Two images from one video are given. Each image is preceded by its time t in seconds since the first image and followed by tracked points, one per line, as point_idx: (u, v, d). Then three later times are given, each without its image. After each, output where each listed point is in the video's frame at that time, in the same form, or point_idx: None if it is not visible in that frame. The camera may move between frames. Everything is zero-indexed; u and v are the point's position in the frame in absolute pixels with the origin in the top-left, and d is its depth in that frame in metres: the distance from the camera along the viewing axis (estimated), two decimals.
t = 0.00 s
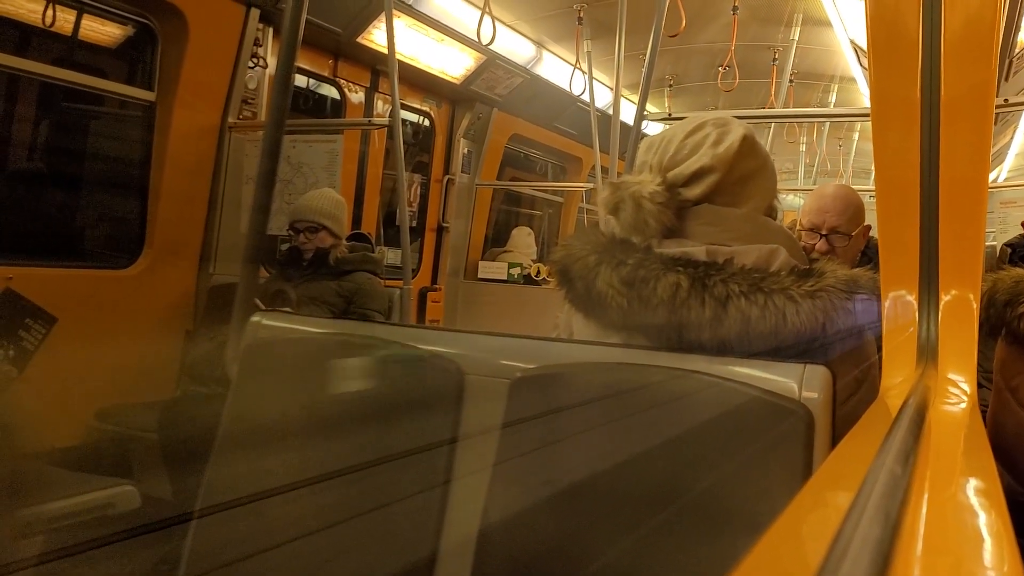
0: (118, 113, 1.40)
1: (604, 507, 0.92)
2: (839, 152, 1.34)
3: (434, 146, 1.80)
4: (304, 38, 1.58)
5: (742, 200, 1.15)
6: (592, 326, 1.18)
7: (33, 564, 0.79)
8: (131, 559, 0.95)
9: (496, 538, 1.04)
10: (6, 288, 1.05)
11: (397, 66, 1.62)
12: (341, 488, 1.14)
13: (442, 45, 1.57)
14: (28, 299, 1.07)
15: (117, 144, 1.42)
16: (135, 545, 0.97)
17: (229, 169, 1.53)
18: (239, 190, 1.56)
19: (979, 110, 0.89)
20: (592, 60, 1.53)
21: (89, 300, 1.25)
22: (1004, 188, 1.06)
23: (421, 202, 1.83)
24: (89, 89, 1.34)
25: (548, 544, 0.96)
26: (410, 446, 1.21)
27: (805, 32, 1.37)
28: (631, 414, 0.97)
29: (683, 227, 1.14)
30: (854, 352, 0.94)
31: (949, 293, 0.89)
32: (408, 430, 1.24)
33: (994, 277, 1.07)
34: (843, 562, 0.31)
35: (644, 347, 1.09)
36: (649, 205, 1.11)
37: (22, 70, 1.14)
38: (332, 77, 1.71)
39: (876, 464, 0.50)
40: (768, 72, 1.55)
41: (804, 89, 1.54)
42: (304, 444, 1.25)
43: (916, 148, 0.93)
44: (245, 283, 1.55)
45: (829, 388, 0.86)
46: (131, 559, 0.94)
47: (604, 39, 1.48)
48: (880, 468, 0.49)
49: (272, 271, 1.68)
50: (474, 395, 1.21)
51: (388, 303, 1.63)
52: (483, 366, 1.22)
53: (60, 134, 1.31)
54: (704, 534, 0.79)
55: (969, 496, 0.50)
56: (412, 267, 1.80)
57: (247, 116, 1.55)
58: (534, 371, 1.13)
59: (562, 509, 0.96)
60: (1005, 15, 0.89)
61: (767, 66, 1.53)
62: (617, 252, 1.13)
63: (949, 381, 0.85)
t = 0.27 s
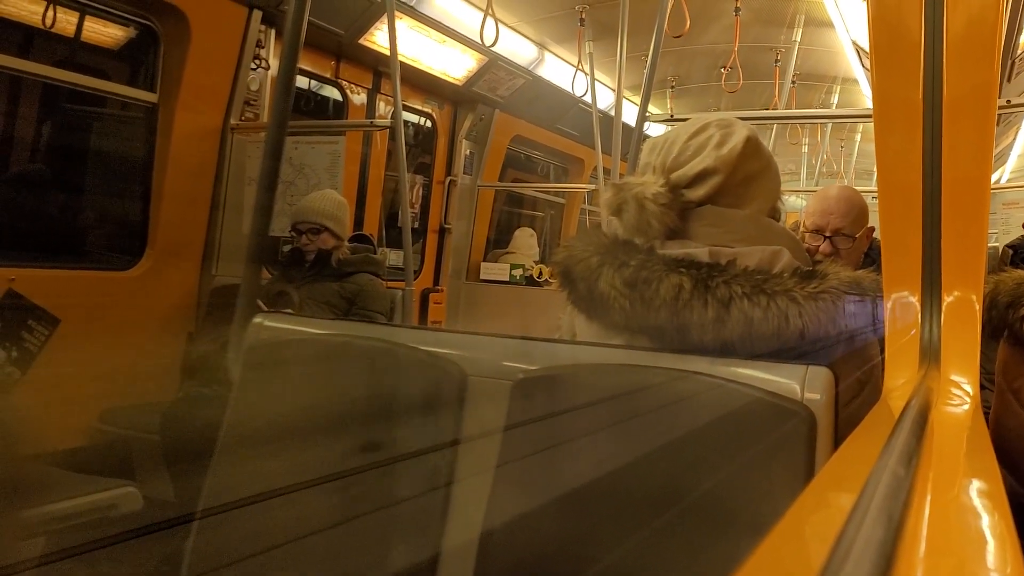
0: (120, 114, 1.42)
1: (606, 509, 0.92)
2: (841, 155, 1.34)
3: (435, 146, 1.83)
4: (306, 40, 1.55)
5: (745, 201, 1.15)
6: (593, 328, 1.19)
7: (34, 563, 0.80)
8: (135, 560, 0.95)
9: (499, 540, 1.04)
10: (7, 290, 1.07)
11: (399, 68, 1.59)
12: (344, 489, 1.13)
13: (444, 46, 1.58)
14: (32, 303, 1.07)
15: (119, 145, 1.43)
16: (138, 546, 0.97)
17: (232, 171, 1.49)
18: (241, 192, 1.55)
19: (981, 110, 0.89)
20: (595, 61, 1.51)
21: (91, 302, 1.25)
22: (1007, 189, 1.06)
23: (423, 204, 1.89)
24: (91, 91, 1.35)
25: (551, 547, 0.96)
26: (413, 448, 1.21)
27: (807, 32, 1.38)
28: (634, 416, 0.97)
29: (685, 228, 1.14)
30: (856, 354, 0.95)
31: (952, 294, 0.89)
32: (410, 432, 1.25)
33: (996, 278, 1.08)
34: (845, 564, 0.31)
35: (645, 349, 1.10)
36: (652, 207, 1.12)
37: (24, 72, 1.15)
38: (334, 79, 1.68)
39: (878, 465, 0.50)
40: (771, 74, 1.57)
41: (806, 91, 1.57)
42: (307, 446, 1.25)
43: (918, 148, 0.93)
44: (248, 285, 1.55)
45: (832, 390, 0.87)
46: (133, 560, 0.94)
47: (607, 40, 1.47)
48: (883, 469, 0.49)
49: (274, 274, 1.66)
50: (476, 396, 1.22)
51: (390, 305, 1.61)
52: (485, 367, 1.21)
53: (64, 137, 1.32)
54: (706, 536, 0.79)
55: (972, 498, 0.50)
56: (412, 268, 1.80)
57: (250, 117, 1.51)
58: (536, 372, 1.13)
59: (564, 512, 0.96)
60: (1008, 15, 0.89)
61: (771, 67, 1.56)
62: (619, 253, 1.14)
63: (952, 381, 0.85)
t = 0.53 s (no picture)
0: (122, 115, 1.42)
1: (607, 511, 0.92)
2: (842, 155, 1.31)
3: (438, 148, 1.82)
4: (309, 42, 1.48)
5: (745, 202, 1.16)
6: (594, 329, 1.19)
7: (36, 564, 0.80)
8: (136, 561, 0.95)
9: (499, 543, 1.03)
10: (9, 293, 1.06)
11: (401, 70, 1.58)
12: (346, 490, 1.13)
13: (446, 47, 1.58)
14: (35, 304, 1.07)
15: (122, 145, 1.44)
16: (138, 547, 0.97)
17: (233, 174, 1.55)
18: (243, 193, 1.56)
19: (984, 112, 0.88)
20: (597, 62, 1.48)
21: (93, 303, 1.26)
22: (1010, 191, 1.06)
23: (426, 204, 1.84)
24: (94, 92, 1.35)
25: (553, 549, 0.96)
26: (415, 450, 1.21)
27: (809, 35, 1.39)
28: (633, 418, 0.97)
29: (685, 229, 1.15)
30: (857, 355, 0.93)
31: (954, 296, 0.89)
32: (412, 434, 1.25)
33: (1000, 279, 1.08)
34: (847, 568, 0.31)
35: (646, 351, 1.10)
36: (653, 208, 1.13)
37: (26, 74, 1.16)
38: (336, 80, 1.63)
39: (880, 467, 0.50)
40: (773, 75, 1.58)
41: (807, 92, 1.54)
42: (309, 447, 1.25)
43: (921, 151, 0.93)
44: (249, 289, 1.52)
45: (834, 392, 0.86)
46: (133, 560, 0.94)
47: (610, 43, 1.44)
48: (885, 472, 0.49)
49: (276, 274, 1.63)
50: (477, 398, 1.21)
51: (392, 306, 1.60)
52: (491, 369, 1.20)
53: (66, 138, 1.30)
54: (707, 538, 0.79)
55: (975, 500, 0.50)
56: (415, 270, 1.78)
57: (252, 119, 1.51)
58: (538, 373, 1.13)
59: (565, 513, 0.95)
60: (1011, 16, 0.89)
61: (774, 69, 1.57)
62: (620, 255, 1.13)
63: (955, 383, 0.85)
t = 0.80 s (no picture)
0: (124, 117, 1.43)
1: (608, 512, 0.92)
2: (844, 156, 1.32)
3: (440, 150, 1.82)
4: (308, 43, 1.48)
5: (746, 203, 1.16)
6: (595, 330, 1.19)
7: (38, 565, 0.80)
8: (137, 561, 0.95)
9: (500, 544, 1.03)
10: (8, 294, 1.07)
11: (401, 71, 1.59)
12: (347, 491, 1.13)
13: (447, 48, 1.58)
14: (35, 303, 1.07)
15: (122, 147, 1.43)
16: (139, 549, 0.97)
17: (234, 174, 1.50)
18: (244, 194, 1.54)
19: (985, 112, 0.88)
20: (596, 63, 1.47)
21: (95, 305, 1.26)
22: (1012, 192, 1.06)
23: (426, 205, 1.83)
24: (98, 94, 1.35)
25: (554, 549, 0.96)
26: (416, 451, 1.21)
27: (809, 35, 1.38)
28: (635, 419, 0.97)
29: (686, 230, 1.15)
30: (858, 355, 0.92)
31: (955, 296, 0.89)
32: (413, 435, 1.25)
33: (1001, 280, 1.08)
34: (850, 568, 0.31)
35: (647, 352, 1.10)
36: (653, 209, 1.13)
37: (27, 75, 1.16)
38: (337, 81, 1.64)
39: (881, 468, 0.50)
40: (772, 76, 1.56)
41: (807, 93, 1.54)
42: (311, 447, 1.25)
43: (921, 151, 0.93)
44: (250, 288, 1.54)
45: (834, 393, 0.85)
46: (135, 562, 0.94)
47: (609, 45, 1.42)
48: (886, 473, 0.49)
49: (277, 276, 1.61)
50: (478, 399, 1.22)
51: (393, 307, 1.62)
52: (494, 372, 1.20)
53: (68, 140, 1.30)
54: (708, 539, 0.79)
55: (976, 501, 0.50)
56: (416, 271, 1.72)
57: (252, 121, 1.48)
58: (539, 375, 1.13)
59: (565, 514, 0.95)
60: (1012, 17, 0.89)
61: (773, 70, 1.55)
62: (620, 256, 1.14)
63: (955, 385, 0.85)
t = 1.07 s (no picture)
0: (125, 118, 1.41)
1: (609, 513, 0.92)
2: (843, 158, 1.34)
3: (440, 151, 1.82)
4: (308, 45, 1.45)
5: (746, 204, 1.16)
6: (596, 331, 1.20)
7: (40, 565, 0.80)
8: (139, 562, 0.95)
9: (501, 545, 1.03)
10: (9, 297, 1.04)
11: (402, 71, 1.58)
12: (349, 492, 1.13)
13: (448, 50, 1.58)
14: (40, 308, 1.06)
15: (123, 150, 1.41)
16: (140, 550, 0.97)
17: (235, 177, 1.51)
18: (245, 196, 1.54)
19: (985, 113, 0.88)
20: (597, 65, 1.47)
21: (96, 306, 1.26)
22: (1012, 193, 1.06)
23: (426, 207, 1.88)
24: (95, 95, 1.32)
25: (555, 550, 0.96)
26: (417, 451, 1.21)
27: (810, 36, 1.38)
28: (638, 420, 0.97)
29: (686, 232, 1.15)
30: (860, 354, 0.92)
31: (956, 298, 0.89)
32: (415, 435, 1.25)
33: (1001, 280, 1.07)
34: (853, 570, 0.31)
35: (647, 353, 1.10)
36: (653, 210, 1.13)
37: (31, 77, 1.17)
38: (337, 82, 1.65)
39: (881, 469, 0.50)
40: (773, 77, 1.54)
41: (808, 94, 1.55)
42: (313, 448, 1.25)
43: (922, 151, 0.93)
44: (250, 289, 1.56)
45: (835, 396, 0.86)
46: (136, 562, 0.94)
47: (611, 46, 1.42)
48: (886, 474, 0.49)
49: (279, 276, 1.65)
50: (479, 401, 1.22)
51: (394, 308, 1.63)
52: (493, 371, 1.21)
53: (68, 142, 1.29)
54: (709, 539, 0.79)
55: (977, 502, 0.50)
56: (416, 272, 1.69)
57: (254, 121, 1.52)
58: (540, 376, 1.13)
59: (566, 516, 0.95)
60: (1013, 18, 0.89)
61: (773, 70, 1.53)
62: (621, 258, 1.14)
63: (956, 385, 0.85)
